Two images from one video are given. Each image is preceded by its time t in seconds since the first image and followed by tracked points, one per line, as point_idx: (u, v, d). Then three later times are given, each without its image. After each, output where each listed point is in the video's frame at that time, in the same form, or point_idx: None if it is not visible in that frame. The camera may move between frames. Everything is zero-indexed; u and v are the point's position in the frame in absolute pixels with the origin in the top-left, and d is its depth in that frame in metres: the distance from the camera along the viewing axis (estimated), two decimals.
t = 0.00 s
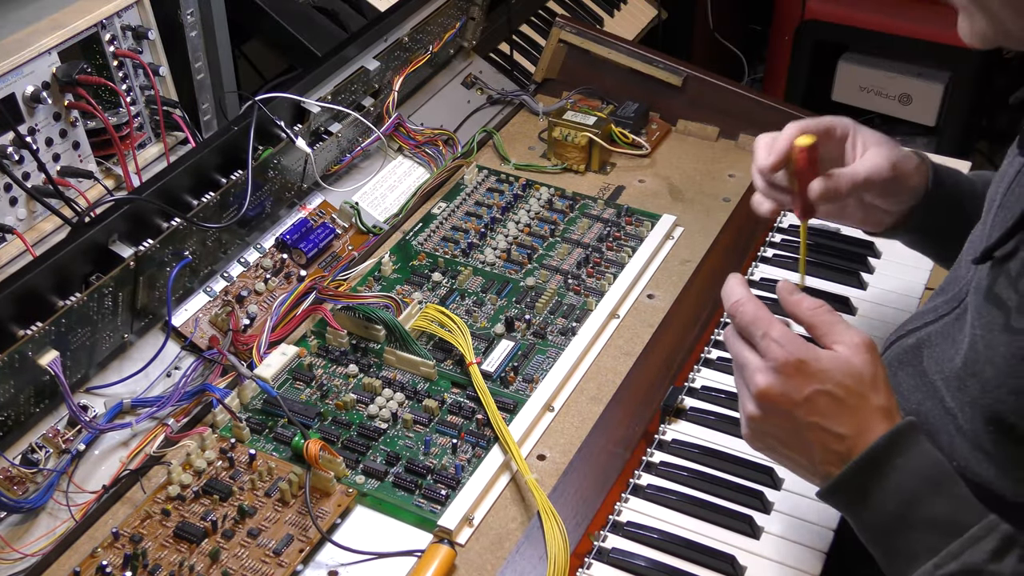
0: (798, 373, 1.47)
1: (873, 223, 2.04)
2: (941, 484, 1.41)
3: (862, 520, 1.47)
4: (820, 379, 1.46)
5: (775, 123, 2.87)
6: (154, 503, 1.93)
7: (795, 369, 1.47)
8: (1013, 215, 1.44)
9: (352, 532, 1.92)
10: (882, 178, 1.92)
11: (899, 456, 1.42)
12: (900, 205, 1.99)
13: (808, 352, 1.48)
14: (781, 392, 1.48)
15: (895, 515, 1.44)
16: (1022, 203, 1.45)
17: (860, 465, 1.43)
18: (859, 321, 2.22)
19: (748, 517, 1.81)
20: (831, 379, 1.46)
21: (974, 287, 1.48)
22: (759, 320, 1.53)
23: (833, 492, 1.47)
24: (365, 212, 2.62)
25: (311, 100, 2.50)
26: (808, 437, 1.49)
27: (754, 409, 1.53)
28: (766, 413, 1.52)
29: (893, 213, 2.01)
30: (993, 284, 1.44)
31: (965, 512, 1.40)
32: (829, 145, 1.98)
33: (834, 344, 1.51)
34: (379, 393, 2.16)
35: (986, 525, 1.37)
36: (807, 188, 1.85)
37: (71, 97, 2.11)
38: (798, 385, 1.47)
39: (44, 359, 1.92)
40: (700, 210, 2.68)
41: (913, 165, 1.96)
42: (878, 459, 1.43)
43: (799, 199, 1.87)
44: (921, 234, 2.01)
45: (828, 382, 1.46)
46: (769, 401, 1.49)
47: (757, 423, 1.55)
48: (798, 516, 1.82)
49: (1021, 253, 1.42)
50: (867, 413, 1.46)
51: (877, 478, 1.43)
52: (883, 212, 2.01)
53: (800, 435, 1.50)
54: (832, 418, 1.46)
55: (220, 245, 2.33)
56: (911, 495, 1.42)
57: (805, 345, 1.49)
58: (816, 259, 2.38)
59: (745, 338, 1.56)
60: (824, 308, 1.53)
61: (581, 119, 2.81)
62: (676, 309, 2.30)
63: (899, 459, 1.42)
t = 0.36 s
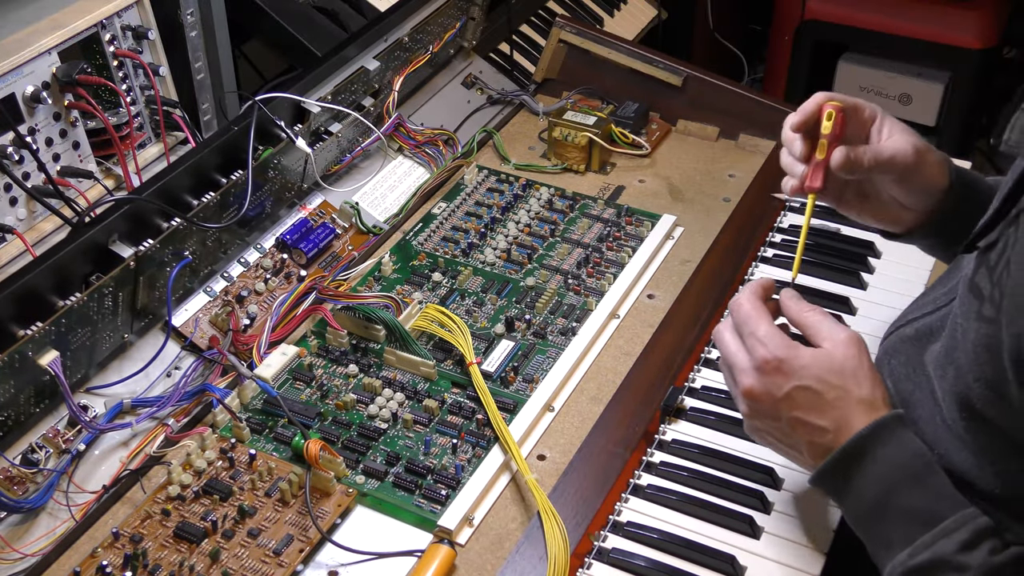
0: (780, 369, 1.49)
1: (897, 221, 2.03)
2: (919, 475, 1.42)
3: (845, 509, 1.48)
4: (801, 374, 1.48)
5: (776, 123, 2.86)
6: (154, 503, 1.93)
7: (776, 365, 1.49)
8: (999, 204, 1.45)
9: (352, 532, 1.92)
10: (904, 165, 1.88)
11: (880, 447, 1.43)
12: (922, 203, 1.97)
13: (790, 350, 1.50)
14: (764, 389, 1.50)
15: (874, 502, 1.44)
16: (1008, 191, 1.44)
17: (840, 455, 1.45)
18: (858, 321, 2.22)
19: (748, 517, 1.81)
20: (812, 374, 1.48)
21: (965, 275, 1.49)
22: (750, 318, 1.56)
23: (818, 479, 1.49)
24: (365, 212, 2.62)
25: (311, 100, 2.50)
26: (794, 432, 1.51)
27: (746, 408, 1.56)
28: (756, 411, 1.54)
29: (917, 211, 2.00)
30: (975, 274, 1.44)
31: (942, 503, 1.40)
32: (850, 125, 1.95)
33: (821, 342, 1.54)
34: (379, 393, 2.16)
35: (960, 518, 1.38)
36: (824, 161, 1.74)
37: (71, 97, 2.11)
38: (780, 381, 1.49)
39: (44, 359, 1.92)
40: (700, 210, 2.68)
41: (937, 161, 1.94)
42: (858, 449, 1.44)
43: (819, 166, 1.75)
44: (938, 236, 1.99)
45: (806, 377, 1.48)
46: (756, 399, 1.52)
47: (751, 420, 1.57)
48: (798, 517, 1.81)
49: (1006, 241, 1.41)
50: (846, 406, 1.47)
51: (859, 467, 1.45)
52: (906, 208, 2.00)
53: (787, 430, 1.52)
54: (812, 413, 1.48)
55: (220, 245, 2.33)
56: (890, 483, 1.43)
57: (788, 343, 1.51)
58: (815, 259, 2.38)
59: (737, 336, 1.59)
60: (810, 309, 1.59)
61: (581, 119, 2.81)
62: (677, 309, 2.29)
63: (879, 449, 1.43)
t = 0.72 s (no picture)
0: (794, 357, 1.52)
1: (902, 228, 2.05)
2: (934, 459, 1.42)
3: (860, 494, 1.48)
4: (815, 360, 1.50)
5: (776, 123, 2.86)
6: (154, 503, 1.93)
7: (791, 353, 1.52)
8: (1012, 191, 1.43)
9: (352, 532, 1.92)
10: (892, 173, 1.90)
11: (897, 432, 1.45)
12: (921, 211, 1.98)
13: (804, 337, 1.52)
14: (780, 377, 1.53)
15: (889, 485, 1.44)
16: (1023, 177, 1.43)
17: (856, 438, 1.46)
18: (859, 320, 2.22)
19: (748, 517, 1.81)
20: (827, 359, 1.50)
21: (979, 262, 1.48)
22: (761, 309, 1.59)
23: (833, 464, 1.50)
24: (365, 212, 2.62)
25: (311, 100, 2.50)
26: (809, 419, 1.53)
27: (760, 398, 1.58)
28: (771, 401, 1.57)
29: (919, 219, 2.00)
30: (990, 260, 1.43)
31: (955, 487, 1.40)
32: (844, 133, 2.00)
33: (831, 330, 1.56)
34: (379, 393, 2.16)
35: (973, 500, 1.38)
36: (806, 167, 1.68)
37: (71, 97, 2.11)
38: (795, 369, 1.51)
39: (44, 359, 1.92)
40: (700, 210, 2.68)
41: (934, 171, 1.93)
42: (873, 433, 1.45)
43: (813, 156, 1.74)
44: (942, 241, 1.99)
45: (823, 364, 1.50)
46: (771, 388, 1.54)
47: (764, 411, 1.59)
48: (798, 516, 1.81)
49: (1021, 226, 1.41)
50: (862, 390, 1.48)
51: (874, 451, 1.46)
52: (908, 215, 2.02)
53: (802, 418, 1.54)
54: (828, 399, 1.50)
55: (220, 245, 2.33)
56: (905, 468, 1.43)
57: (801, 331, 1.54)
58: (816, 259, 2.38)
59: (749, 329, 1.62)
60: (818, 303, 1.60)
61: (581, 119, 2.80)
62: (677, 309, 2.28)
63: (895, 433, 1.44)
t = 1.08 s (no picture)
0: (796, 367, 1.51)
1: (901, 238, 2.03)
2: (940, 463, 1.41)
3: (870, 502, 1.48)
4: (818, 371, 1.49)
5: (776, 123, 2.86)
6: (154, 503, 1.93)
7: (793, 364, 1.51)
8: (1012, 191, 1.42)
9: (352, 532, 1.92)
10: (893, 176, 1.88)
11: (900, 437, 1.44)
12: (923, 215, 1.97)
13: (806, 347, 1.50)
14: (784, 388, 1.52)
15: (896, 492, 1.44)
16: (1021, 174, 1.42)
17: (860, 447, 1.46)
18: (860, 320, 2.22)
19: (748, 517, 1.80)
20: (829, 371, 1.48)
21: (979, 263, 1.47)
22: (762, 317, 1.57)
23: (839, 472, 1.50)
24: (365, 212, 2.62)
25: (311, 100, 2.49)
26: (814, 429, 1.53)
27: (765, 405, 1.59)
28: (776, 408, 1.57)
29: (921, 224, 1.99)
30: (992, 261, 1.41)
31: (963, 491, 1.39)
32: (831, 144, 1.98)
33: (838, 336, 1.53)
34: (379, 393, 2.16)
35: (982, 504, 1.37)
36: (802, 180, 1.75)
37: (71, 97, 2.11)
38: (797, 380, 1.51)
39: (45, 359, 1.92)
40: (700, 210, 2.68)
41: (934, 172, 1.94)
42: (877, 441, 1.45)
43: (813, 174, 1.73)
44: (941, 247, 2.00)
45: (825, 375, 1.49)
46: (775, 397, 1.54)
47: (771, 417, 1.60)
48: (798, 516, 1.81)
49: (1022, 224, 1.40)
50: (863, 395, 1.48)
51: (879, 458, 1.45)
52: (908, 223, 2.00)
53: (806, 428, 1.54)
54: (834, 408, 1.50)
55: (220, 245, 2.33)
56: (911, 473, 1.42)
57: (803, 340, 1.52)
58: (816, 259, 2.38)
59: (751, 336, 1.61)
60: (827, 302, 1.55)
61: (581, 119, 2.80)
62: (677, 309, 2.29)
63: (898, 440, 1.44)
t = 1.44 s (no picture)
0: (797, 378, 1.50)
1: (895, 247, 2.02)
2: (940, 472, 1.41)
3: (870, 510, 1.48)
4: (820, 383, 1.48)
5: (776, 123, 2.86)
6: (154, 503, 1.93)
7: (795, 375, 1.49)
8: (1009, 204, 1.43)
9: (352, 532, 1.92)
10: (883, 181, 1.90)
11: (900, 446, 1.44)
12: (916, 223, 1.96)
13: (809, 358, 1.49)
14: (785, 398, 1.51)
15: (896, 502, 1.44)
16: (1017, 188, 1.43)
17: (859, 455, 1.46)
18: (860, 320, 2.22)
19: (748, 517, 1.80)
20: (832, 382, 1.48)
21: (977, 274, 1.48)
22: (762, 327, 1.54)
23: (839, 480, 1.50)
24: (365, 212, 2.62)
25: (311, 100, 2.49)
26: (815, 436, 1.53)
27: (763, 413, 1.58)
28: (773, 416, 1.56)
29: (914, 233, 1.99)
30: (989, 273, 1.43)
31: (963, 500, 1.39)
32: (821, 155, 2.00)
33: (841, 341, 1.52)
34: (379, 393, 2.16)
35: (983, 513, 1.37)
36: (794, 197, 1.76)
37: (71, 97, 2.11)
38: (799, 391, 1.50)
39: (44, 359, 1.92)
40: (700, 210, 2.68)
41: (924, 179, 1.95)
42: (876, 449, 1.45)
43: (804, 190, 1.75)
44: (936, 256, 1.98)
45: (827, 386, 1.48)
46: (775, 407, 1.53)
47: (768, 424, 1.59)
48: (797, 516, 1.81)
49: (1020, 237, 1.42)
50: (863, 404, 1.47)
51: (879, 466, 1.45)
52: (900, 231, 2.00)
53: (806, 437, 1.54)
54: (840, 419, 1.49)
55: (220, 245, 2.33)
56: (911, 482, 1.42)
57: (804, 350, 1.50)
58: (816, 259, 2.38)
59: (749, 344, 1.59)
60: (834, 304, 1.54)
61: (581, 119, 2.80)
62: (677, 309, 2.29)
63: (897, 448, 1.44)
